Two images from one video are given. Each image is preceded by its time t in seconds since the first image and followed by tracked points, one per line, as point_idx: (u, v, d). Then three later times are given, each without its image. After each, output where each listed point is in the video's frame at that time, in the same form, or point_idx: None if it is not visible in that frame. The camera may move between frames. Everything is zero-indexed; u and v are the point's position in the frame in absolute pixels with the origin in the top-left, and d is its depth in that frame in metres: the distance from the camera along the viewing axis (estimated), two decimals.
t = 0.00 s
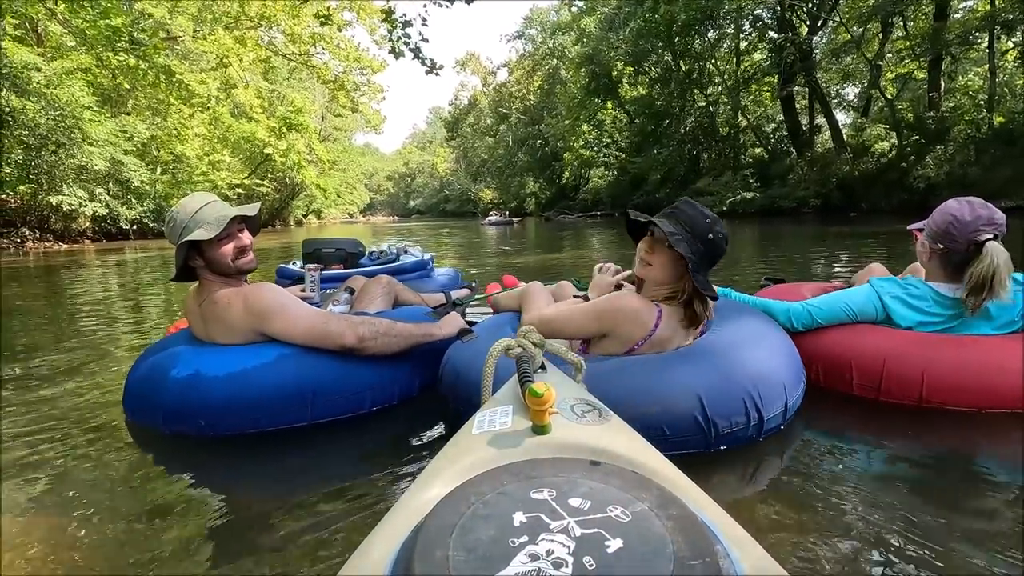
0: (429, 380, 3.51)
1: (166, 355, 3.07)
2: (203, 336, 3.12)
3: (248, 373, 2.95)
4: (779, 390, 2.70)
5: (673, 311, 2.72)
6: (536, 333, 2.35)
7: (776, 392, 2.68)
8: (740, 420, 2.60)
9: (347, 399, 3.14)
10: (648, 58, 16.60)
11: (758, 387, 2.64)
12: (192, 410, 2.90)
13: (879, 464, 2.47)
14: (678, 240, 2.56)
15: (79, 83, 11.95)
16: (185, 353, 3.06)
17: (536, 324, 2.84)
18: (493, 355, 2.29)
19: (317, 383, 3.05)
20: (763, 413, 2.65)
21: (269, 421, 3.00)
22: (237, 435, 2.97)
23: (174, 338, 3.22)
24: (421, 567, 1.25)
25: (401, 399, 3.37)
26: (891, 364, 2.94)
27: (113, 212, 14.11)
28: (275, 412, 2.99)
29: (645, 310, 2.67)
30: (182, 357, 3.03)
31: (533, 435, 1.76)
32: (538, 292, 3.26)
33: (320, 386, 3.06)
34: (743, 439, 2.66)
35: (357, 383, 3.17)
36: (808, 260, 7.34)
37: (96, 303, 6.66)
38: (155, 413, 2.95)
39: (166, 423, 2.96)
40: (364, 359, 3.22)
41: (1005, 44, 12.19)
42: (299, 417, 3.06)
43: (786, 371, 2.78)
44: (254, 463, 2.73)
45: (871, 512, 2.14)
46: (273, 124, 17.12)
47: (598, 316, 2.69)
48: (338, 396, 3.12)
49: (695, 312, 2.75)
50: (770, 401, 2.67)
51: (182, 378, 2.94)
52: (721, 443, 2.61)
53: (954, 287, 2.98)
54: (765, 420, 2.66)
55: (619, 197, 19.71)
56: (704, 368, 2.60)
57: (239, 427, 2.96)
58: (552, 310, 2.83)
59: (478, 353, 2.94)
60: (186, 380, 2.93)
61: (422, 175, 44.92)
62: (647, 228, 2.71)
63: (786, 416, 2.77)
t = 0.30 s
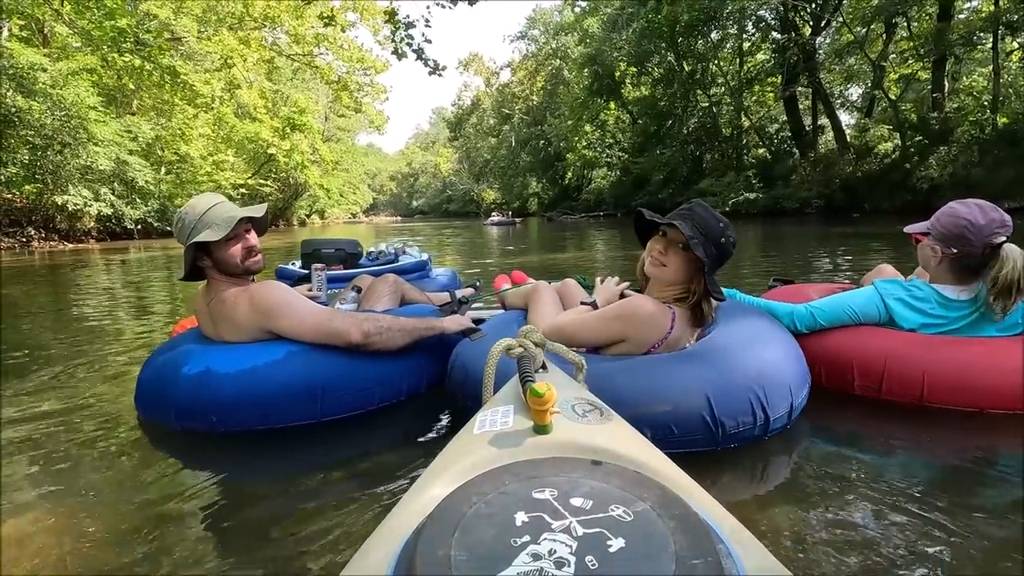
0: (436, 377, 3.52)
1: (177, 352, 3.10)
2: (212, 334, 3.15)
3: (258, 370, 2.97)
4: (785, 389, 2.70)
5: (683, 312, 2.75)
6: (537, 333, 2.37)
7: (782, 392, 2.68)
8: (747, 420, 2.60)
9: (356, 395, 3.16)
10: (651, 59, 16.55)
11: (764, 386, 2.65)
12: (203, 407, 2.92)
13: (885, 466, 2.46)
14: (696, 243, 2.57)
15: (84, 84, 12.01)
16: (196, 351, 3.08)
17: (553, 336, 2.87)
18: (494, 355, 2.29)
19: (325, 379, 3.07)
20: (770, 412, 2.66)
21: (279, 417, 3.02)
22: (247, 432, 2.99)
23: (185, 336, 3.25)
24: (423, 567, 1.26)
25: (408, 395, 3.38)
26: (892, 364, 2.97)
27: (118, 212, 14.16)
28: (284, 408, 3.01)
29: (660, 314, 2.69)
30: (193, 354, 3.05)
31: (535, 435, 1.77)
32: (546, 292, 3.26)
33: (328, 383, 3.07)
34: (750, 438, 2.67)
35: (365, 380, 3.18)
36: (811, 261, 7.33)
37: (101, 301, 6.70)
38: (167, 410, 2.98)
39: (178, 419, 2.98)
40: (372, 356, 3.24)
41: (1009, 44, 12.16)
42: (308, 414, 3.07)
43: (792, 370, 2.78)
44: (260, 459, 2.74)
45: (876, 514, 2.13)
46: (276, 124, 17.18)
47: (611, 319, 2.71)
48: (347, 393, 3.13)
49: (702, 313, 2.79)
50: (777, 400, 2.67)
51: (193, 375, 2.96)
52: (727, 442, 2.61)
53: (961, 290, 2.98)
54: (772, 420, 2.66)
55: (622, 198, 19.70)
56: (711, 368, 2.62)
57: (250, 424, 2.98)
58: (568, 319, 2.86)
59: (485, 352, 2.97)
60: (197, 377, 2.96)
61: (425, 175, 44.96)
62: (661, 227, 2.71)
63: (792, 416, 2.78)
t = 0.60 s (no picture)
0: (442, 376, 3.53)
1: (186, 348, 3.12)
2: (222, 331, 3.17)
3: (266, 366, 2.99)
4: (789, 391, 2.71)
5: (686, 314, 2.75)
6: (537, 333, 2.38)
7: (787, 393, 2.69)
8: (750, 420, 2.61)
9: (362, 393, 3.17)
10: (655, 60, 16.52)
11: (768, 387, 2.65)
12: (212, 402, 2.94)
13: (888, 469, 2.45)
14: (701, 245, 2.57)
15: (90, 82, 12.05)
16: (205, 346, 3.11)
17: (560, 338, 2.90)
18: (494, 355, 2.29)
19: (332, 376, 3.08)
20: (773, 413, 2.66)
21: (287, 413, 3.04)
22: (256, 427, 3.01)
23: (194, 332, 3.27)
24: (423, 567, 1.27)
25: (414, 393, 3.39)
26: (903, 367, 2.95)
27: (122, 209, 14.21)
28: (292, 405, 3.03)
29: (663, 316, 2.69)
30: (202, 350, 3.08)
31: (535, 435, 1.78)
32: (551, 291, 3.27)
33: (336, 381, 3.09)
34: (753, 438, 2.67)
35: (372, 377, 3.19)
36: (814, 263, 7.31)
37: (104, 298, 6.72)
38: (176, 405, 3.00)
39: (187, 414, 2.99)
40: (379, 354, 3.26)
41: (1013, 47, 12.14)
42: (315, 410, 3.09)
43: (797, 371, 2.79)
44: (264, 454, 2.76)
45: (879, 517, 2.13)
46: (280, 123, 17.22)
47: (613, 319, 2.73)
48: (354, 390, 3.14)
49: (705, 314, 2.79)
50: (781, 401, 2.68)
51: (202, 371, 2.98)
52: (730, 442, 2.62)
53: (972, 294, 2.99)
54: (775, 420, 2.67)
55: (625, 199, 19.71)
56: (716, 367, 2.62)
57: (259, 419, 3.00)
58: (573, 322, 2.88)
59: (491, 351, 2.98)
60: (206, 373, 2.98)
61: (428, 175, 45.01)
62: (665, 228, 2.72)
63: (796, 417, 2.78)
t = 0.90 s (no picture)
0: (447, 375, 3.54)
1: (196, 346, 3.15)
2: (231, 328, 3.20)
3: (275, 364, 3.01)
4: (791, 391, 2.71)
5: (686, 311, 2.76)
6: (538, 333, 2.39)
7: (788, 393, 2.69)
8: (747, 420, 2.61)
9: (369, 391, 3.18)
10: (657, 60, 16.48)
11: (768, 387, 2.65)
12: (222, 399, 2.96)
13: (888, 470, 2.45)
14: (699, 242, 2.58)
15: (95, 83, 12.10)
16: (215, 344, 3.13)
17: (561, 337, 2.91)
18: (494, 354, 2.31)
19: (340, 374, 3.10)
20: (773, 412, 2.66)
21: (294, 410, 3.05)
22: (263, 425, 3.02)
23: (205, 329, 3.30)
24: (422, 567, 1.28)
25: (420, 391, 3.40)
26: (925, 364, 2.93)
27: (127, 210, 14.28)
28: (299, 402, 3.04)
29: (662, 314, 2.70)
30: (212, 348, 3.10)
31: (534, 435, 1.80)
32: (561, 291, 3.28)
33: (343, 379, 3.10)
34: (751, 437, 2.67)
35: (379, 376, 3.21)
36: (817, 264, 7.30)
37: (108, 298, 6.75)
38: (186, 401, 3.03)
39: (196, 409, 3.02)
40: (386, 351, 3.28)
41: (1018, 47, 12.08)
42: (322, 408, 3.10)
43: (800, 371, 2.79)
44: (269, 450, 2.78)
45: (883, 518, 2.12)
46: (283, 123, 17.27)
47: (614, 317, 2.74)
48: (361, 388, 3.16)
49: (704, 312, 2.79)
50: (781, 401, 2.68)
51: (212, 369, 3.00)
52: (728, 441, 2.63)
53: (987, 292, 3.00)
54: (774, 420, 2.67)
55: (628, 199, 19.70)
56: (718, 366, 2.63)
57: (267, 416, 3.02)
58: (574, 321, 2.89)
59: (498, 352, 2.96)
60: (216, 370, 3.00)
61: (431, 175, 45.06)
62: (663, 227, 2.73)
63: (796, 419, 2.78)
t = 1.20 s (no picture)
0: (453, 371, 3.57)
1: (207, 344, 3.18)
2: (241, 327, 3.23)
3: (283, 362, 3.03)
4: (784, 392, 2.70)
5: (678, 304, 2.77)
6: (538, 333, 2.41)
7: (781, 394, 2.68)
8: (735, 420, 2.61)
9: (374, 387, 3.20)
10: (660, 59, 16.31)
11: (758, 388, 2.64)
12: (231, 395, 2.99)
13: (886, 468, 2.46)
14: (677, 235, 2.60)
15: (98, 85, 12.12)
16: (226, 342, 3.16)
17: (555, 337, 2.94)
18: (494, 354, 2.32)
19: (348, 370, 3.11)
20: (763, 413, 2.65)
21: (302, 406, 3.07)
22: (271, 421, 3.05)
23: (217, 327, 3.33)
24: (422, 567, 1.29)
25: (426, 388, 3.42)
26: (950, 365, 2.91)
27: (131, 210, 14.35)
28: (307, 398, 3.06)
29: (653, 308, 2.72)
30: (223, 346, 3.13)
31: (534, 435, 1.81)
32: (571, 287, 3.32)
33: (350, 375, 3.12)
34: (741, 438, 2.67)
35: (387, 371, 3.22)
36: (819, 262, 7.29)
37: (113, 298, 6.79)
38: (197, 398, 3.05)
39: (207, 405, 3.04)
40: (394, 347, 3.30)
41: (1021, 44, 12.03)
42: (329, 405, 3.12)
43: (799, 370, 2.79)
44: (272, 447, 2.79)
45: (885, 518, 2.11)
46: (286, 124, 17.32)
47: (607, 316, 2.78)
48: (367, 384, 3.18)
49: (694, 303, 2.79)
50: (774, 402, 2.67)
51: (223, 366, 3.03)
52: (713, 441, 2.63)
53: (1006, 287, 2.96)
54: (765, 421, 2.66)
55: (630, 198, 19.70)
56: (707, 364, 2.63)
57: (275, 412, 3.04)
58: (569, 322, 2.92)
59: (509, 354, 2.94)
60: (226, 366, 3.02)
61: (433, 175, 45.11)
62: (642, 225, 2.75)
63: (790, 420, 2.76)
